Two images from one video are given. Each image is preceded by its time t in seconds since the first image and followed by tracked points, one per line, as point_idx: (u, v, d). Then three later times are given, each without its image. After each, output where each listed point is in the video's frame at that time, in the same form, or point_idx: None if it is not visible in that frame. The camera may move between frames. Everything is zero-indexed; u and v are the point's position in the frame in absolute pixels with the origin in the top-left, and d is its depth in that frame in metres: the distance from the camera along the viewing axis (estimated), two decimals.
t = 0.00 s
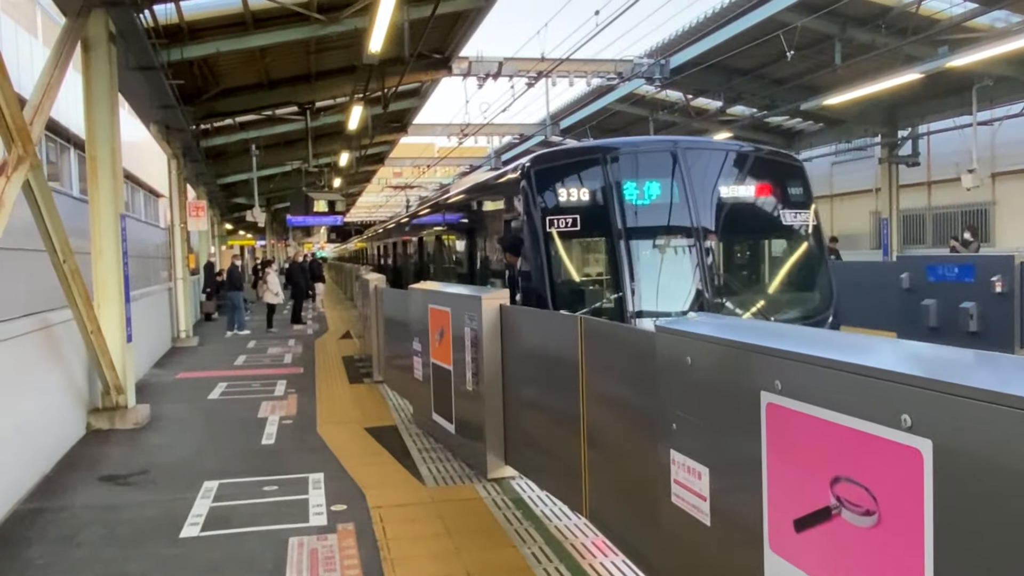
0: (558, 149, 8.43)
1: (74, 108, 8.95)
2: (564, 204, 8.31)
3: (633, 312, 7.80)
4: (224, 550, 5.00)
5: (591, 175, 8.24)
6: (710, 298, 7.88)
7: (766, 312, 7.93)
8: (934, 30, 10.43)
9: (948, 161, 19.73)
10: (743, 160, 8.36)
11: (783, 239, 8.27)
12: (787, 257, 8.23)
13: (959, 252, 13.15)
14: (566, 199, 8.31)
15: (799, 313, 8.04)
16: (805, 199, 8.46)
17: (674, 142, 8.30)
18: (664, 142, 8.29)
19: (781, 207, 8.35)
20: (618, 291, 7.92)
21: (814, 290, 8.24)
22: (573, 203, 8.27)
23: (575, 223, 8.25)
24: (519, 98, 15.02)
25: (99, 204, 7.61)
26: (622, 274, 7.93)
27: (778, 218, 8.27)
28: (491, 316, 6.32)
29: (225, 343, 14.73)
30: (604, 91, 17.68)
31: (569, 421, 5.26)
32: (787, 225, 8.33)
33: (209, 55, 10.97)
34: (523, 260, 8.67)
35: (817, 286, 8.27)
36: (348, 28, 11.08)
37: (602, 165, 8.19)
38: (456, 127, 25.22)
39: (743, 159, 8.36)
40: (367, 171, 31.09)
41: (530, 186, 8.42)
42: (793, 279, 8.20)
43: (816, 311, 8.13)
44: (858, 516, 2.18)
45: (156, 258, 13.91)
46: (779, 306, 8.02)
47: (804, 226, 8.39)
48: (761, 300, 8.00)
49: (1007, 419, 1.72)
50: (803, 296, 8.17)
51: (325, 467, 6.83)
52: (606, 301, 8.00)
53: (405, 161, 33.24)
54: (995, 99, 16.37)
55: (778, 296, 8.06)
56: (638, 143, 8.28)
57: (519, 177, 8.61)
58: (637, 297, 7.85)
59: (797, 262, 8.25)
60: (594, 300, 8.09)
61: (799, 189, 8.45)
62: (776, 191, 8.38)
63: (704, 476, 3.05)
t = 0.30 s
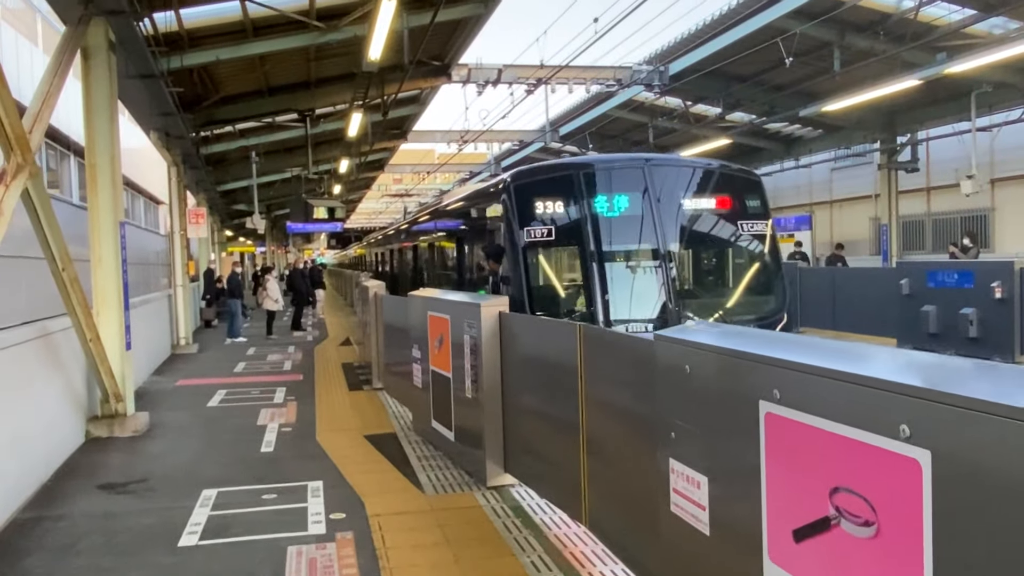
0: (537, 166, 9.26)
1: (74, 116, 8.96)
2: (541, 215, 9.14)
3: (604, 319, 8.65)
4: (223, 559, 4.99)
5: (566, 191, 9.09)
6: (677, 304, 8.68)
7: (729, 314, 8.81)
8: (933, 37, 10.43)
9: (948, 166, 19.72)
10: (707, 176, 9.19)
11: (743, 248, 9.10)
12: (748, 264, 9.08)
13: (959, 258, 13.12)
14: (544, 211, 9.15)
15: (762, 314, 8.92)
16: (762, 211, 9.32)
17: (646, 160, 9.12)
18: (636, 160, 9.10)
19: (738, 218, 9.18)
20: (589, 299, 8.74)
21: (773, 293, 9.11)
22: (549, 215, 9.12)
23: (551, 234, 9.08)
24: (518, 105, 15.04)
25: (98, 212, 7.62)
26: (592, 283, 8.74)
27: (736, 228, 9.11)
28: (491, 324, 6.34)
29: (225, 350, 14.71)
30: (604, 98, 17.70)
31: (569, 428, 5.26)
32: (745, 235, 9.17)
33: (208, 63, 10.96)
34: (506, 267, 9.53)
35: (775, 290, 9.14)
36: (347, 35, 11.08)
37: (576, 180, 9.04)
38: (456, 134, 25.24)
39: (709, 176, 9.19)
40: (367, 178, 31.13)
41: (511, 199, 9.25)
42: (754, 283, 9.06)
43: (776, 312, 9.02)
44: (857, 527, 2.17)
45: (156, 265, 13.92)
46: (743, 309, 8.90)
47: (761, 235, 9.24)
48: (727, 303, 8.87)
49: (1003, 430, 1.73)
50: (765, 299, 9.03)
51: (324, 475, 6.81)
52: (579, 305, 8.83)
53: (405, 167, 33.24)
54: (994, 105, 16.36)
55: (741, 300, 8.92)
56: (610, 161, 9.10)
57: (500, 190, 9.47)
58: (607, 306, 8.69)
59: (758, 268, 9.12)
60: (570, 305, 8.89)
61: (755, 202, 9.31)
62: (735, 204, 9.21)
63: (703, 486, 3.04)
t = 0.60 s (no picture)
0: (519, 179, 9.84)
1: (74, 122, 8.97)
2: (521, 225, 9.66)
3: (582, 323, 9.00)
4: (222, 567, 4.99)
5: (546, 202, 9.59)
6: (653, 306, 9.11)
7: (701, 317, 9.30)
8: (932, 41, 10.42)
9: (948, 171, 19.70)
10: (681, 188, 9.70)
11: (713, 255, 9.65)
12: (719, 269, 9.63)
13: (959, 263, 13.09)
14: (525, 221, 9.66)
15: (729, 316, 9.47)
16: (729, 220, 9.89)
17: (623, 173, 9.59)
18: (614, 173, 9.56)
19: (708, 226, 9.70)
20: (567, 305, 9.12)
21: (738, 297, 9.68)
22: (529, 225, 9.64)
23: (531, 243, 9.58)
24: (518, 111, 15.07)
25: (98, 219, 7.62)
26: (570, 288, 9.12)
27: (706, 235, 9.64)
28: (490, 331, 6.36)
29: (224, 356, 14.68)
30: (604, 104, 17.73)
31: (568, 434, 5.26)
32: (714, 242, 9.71)
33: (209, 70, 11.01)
34: (491, 273, 10.01)
35: (741, 294, 9.71)
36: (347, 42, 11.10)
37: (554, 192, 9.53)
38: (456, 139, 25.26)
39: (682, 187, 9.70)
40: (367, 183, 31.17)
41: (495, 210, 9.85)
42: (722, 287, 9.61)
43: (741, 314, 9.58)
44: (856, 535, 2.17)
45: (157, 271, 13.93)
46: (714, 312, 9.43)
47: (729, 243, 9.80)
48: (699, 306, 9.36)
49: (1001, 439, 1.73)
50: (731, 302, 9.59)
51: (324, 482, 6.81)
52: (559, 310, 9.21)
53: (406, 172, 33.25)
54: (993, 109, 16.35)
55: (711, 303, 9.43)
56: (588, 174, 9.54)
57: (485, 202, 10.08)
58: (586, 311, 9.06)
59: (726, 273, 9.66)
60: (550, 310, 9.31)
61: (721, 211, 9.85)
62: (705, 214, 9.74)
63: (702, 493, 3.04)
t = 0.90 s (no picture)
0: (507, 189, 10.51)
1: (74, 127, 8.97)
2: (508, 232, 10.29)
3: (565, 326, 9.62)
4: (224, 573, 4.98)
5: (531, 211, 10.26)
6: (631, 310, 9.68)
7: (679, 318, 9.75)
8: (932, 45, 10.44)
9: (948, 175, 19.71)
10: (660, 198, 10.25)
11: (689, 259, 10.13)
12: (695, 273, 10.10)
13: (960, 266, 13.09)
14: (512, 229, 10.31)
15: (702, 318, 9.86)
16: (705, 227, 10.38)
17: (606, 184, 10.21)
18: (597, 184, 10.19)
19: (683, 233, 10.19)
20: (551, 309, 9.70)
21: (713, 300, 10.11)
22: (516, 231, 10.27)
23: (517, 249, 10.22)
24: (518, 116, 15.11)
25: (99, 225, 7.63)
26: (556, 295, 9.71)
27: (682, 242, 10.13)
28: (490, 336, 6.41)
29: (225, 361, 14.66)
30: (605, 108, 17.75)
31: (570, 439, 5.27)
32: (689, 249, 10.19)
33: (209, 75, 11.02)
34: (480, 277, 10.65)
35: (716, 297, 10.13)
36: (347, 47, 11.13)
37: (540, 202, 10.22)
38: (457, 144, 25.28)
39: (662, 198, 10.26)
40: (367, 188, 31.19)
41: (484, 218, 10.50)
42: (699, 290, 10.06)
43: (716, 315, 9.97)
44: (858, 541, 2.16)
45: (158, 276, 13.93)
46: (691, 314, 9.86)
47: (704, 248, 10.27)
48: (677, 309, 9.84)
49: (1003, 444, 1.73)
50: (706, 304, 10.01)
51: (325, 487, 6.80)
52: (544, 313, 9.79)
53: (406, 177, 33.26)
54: (993, 113, 16.35)
55: (687, 305, 9.88)
56: (571, 185, 10.20)
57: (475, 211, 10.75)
58: (570, 315, 9.66)
59: (703, 277, 10.13)
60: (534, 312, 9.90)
61: (697, 219, 10.35)
62: (680, 221, 10.26)
63: (704, 499, 3.07)
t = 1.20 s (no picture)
0: (498, 197, 11.23)
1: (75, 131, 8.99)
2: (499, 238, 11.00)
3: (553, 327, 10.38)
4: None
5: (521, 218, 10.97)
6: (616, 312, 10.42)
7: (662, 320, 10.52)
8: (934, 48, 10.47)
9: (949, 178, 19.72)
10: (644, 206, 11.02)
11: (669, 264, 10.92)
12: (678, 277, 10.88)
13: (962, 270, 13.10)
14: (502, 235, 11.00)
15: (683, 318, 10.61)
16: (686, 233, 11.16)
17: (593, 193, 10.94)
18: (584, 193, 10.92)
19: (664, 239, 10.98)
20: (539, 312, 10.45)
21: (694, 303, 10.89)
22: (506, 237, 10.97)
23: (508, 254, 10.94)
24: (519, 120, 15.15)
25: (100, 230, 7.62)
26: (544, 299, 10.49)
27: (663, 248, 10.91)
28: (491, 340, 6.47)
29: (226, 366, 14.66)
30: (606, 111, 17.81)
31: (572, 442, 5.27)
32: (670, 254, 10.97)
33: (211, 80, 11.03)
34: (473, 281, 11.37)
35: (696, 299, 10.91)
36: (349, 52, 11.14)
37: (529, 209, 10.95)
38: (458, 146, 25.28)
39: (646, 206, 11.01)
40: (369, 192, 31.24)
41: (475, 226, 11.20)
42: (681, 293, 10.84)
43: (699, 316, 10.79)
44: (861, 547, 2.15)
45: (159, 281, 13.95)
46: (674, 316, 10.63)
47: (684, 253, 11.03)
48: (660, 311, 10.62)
49: (1002, 447, 1.73)
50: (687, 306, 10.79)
51: (326, 492, 6.80)
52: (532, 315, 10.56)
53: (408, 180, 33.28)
54: (994, 116, 16.33)
55: (668, 308, 10.67)
56: (559, 194, 10.92)
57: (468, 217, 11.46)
58: (557, 319, 10.41)
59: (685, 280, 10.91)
60: (523, 314, 10.63)
61: (678, 226, 11.11)
62: (662, 228, 11.03)
63: (706, 504, 3.07)
